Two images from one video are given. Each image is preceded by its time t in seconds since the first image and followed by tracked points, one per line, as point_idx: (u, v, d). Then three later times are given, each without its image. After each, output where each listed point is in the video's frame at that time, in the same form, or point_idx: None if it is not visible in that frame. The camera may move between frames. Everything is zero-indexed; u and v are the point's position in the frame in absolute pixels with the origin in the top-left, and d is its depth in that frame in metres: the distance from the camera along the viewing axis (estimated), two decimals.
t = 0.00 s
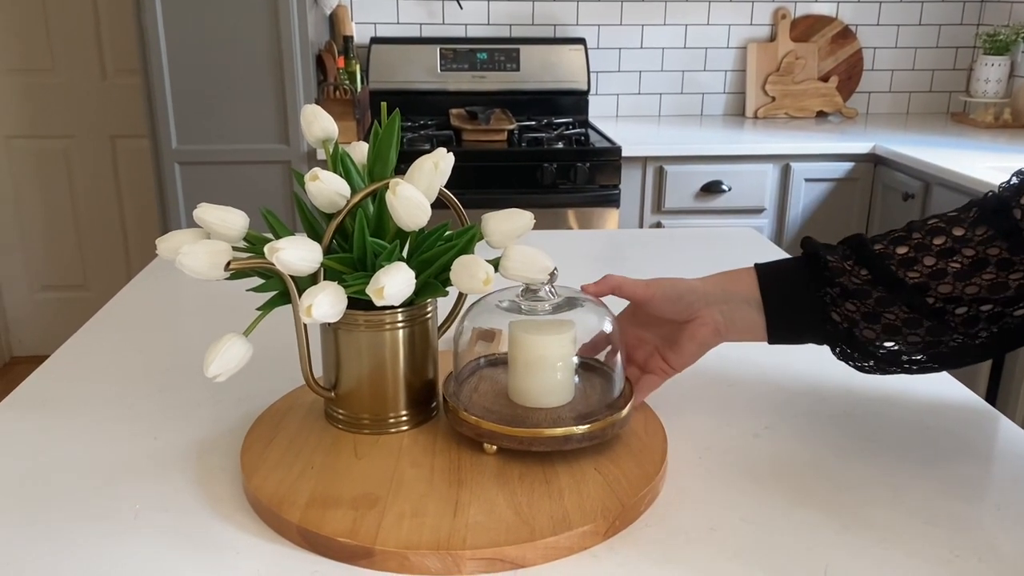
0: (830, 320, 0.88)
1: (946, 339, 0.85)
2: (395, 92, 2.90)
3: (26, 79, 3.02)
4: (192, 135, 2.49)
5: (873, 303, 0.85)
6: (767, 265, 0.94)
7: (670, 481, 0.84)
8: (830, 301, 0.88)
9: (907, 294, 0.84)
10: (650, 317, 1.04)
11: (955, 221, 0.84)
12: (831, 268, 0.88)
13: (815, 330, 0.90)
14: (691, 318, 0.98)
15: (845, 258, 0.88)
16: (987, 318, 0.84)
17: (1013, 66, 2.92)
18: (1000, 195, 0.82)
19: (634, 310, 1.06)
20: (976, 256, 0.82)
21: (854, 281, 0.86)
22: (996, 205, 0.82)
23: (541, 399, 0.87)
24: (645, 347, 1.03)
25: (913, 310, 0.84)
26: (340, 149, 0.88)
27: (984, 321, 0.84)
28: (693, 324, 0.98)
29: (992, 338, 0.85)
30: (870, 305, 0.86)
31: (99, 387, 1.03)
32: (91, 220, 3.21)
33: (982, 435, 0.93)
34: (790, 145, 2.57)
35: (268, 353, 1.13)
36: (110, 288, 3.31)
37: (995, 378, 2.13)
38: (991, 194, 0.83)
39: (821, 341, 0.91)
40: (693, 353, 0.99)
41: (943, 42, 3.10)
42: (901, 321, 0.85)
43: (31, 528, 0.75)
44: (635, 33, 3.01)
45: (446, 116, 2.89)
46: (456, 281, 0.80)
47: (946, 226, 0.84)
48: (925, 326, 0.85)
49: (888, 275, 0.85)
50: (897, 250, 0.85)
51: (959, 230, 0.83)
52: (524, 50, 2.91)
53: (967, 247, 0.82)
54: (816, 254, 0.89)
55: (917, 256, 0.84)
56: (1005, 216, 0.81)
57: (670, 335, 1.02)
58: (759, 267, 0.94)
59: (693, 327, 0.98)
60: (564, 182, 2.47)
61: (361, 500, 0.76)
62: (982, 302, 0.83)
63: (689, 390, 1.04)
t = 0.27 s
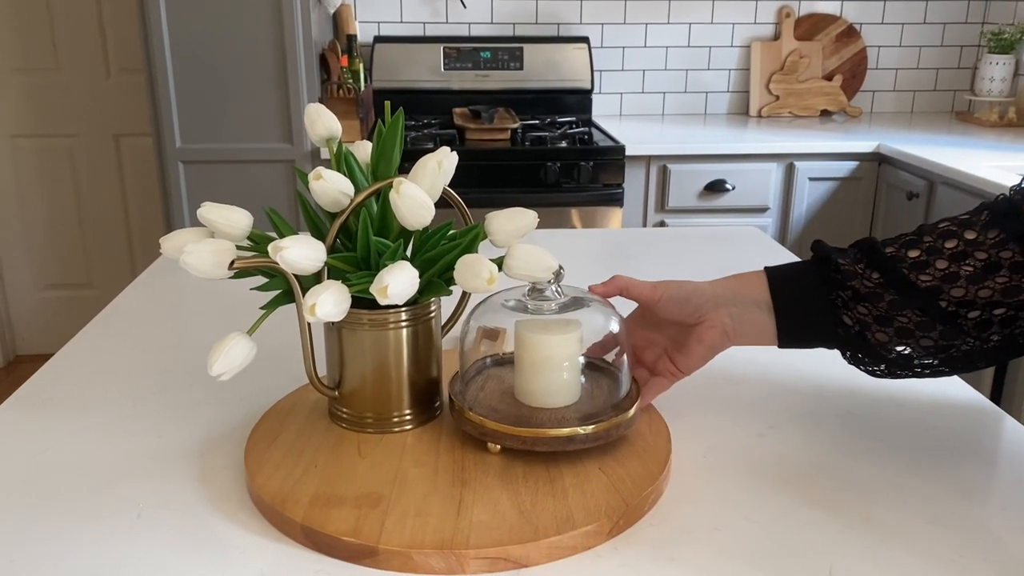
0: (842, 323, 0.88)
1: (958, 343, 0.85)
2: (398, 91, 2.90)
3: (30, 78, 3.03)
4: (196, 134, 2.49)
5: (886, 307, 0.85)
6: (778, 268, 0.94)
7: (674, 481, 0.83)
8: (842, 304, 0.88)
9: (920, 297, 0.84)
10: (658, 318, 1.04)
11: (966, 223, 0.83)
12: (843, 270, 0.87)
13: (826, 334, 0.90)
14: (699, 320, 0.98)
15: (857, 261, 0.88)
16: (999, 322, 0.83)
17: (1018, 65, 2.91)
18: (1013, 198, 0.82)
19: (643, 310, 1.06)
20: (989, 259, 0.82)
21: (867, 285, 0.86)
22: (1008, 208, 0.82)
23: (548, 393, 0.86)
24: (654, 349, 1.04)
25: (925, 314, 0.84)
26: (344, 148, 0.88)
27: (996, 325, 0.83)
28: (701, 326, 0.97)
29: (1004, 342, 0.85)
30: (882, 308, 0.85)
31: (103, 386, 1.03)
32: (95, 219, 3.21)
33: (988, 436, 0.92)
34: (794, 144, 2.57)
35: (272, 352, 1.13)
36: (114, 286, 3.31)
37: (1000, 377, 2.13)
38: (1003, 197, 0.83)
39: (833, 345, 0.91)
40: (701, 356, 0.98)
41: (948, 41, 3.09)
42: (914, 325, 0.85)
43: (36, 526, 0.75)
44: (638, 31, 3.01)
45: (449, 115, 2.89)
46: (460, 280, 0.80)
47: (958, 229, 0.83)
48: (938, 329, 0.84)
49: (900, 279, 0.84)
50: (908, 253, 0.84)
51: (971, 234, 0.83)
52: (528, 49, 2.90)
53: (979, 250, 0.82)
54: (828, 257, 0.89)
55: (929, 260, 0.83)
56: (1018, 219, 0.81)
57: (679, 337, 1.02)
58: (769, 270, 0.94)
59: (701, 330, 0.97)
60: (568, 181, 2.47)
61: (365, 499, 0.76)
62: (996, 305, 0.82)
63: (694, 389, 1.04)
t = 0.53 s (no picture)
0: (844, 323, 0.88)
1: (961, 343, 0.84)
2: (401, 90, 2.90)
3: (34, 77, 3.03)
4: (199, 134, 2.50)
5: (888, 306, 0.85)
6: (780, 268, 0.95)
7: (677, 480, 0.83)
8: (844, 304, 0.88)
9: (922, 297, 0.84)
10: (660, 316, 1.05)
11: (969, 223, 0.83)
12: (845, 269, 0.87)
13: (828, 333, 0.90)
14: (700, 319, 0.98)
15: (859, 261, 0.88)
16: (1003, 322, 0.82)
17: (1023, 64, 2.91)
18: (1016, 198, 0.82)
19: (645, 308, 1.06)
20: (991, 258, 0.81)
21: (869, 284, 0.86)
22: (1011, 207, 0.81)
23: (551, 391, 0.86)
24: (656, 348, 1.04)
25: (928, 314, 0.84)
26: (347, 148, 0.88)
27: (999, 325, 0.83)
28: (702, 326, 0.98)
29: (1008, 343, 0.84)
30: (884, 308, 0.85)
31: (107, 385, 1.03)
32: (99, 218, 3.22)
33: (993, 435, 0.92)
34: (798, 143, 2.56)
35: (275, 351, 1.13)
36: (117, 285, 3.32)
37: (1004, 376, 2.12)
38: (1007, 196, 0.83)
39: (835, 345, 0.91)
40: (703, 355, 0.98)
41: (952, 39, 3.08)
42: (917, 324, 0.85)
43: (39, 525, 0.76)
44: (642, 30, 3.00)
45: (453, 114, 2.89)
46: (463, 280, 0.80)
47: (961, 229, 0.83)
48: (941, 329, 0.84)
49: (902, 278, 0.84)
50: (911, 252, 0.84)
51: (974, 233, 0.82)
52: (531, 48, 2.90)
53: (982, 249, 0.82)
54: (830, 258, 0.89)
55: (931, 259, 0.83)
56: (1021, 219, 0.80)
57: (681, 337, 1.02)
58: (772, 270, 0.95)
59: (702, 329, 0.97)
60: (571, 180, 2.47)
61: (368, 498, 0.76)
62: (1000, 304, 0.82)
63: (697, 389, 1.04)
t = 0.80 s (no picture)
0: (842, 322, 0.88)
1: (960, 340, 0.85)
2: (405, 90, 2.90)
3: (38, 77, 3.04)
4: (202, 133, 2.50)
5: (887, 304, 0.85)
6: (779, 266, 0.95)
7: (680, 479, 0.83)
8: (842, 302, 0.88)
9: (920, 294, 0.84)
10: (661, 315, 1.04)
11: (968, 221, 0.83)
12: (843, 268, 0.87)
13: (827, 332, 0.90)
14: (701, 317, 0.98)
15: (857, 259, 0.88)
16: (1002, 317, 0.83)
17: None
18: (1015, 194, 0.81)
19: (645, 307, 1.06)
20: (990, 255, 0.81)
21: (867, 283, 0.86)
22: (1011, 204, 0.81)
23: (553, 388, 0.86)
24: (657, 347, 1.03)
25: (926, 311, 0.84)
26: (350, 147, 0.88)
27: (999, 321, 0.83)
28: (702, 324, 0.97)
29: (1007, 339, 0.84)
30: (882, 305, 0.85)
31: (111, 384, 1.03)
32: (103, 217, 3.22)
33: (996, 435, 0.92)
34: (801, 142, 2.56)
35: (278, 350, 1.13)
36: (120, 285, 3.32)
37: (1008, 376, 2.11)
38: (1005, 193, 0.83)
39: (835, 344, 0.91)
40: (703, 353, 0.97)
41: (955, 38, 3.08)
42: (915, 322, 0.85)
43: (44, 523, 0.76)
44: (645, 29, 3.00)
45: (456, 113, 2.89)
46: (465, 279, 0.80)
47: (960, 226, 0.83)
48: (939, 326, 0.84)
49: (900, 276, 0.84)
50: (909, 250, 0.84)
51: (973, 231, 0.82)
52: (535, 47, 2.90)
53: (980, 246, 0.82)
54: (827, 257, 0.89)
55: (930, 256, 0.83)
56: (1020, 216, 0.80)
57: (681, 336, 1.02)
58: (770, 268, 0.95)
59: (702, 327, 0.97)
60: (573, 179, 2.46)
61: (371, 497, 0.76)
62: (998, 301, 0.82)
63: (700, 388, 1.04)
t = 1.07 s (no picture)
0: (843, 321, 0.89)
1: (963, 340, 0.85)
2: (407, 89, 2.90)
3: (42, 77, 3.04)
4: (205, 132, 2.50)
5: (888, 304, 0.85)
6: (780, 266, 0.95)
7: (682, 479, 0.83)
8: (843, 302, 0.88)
9: (922, 294, 0.83)
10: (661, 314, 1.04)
11: (971, 220, 0.82)
12: (845, 268, 0.87)
13: (829, 331, 0.91)
14: (702, 317, 0.98)
15: (859, 259, 0.87)
16: (1004, 317, 0.83)
17: None
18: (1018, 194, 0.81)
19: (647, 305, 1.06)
20: (993, 255, 0.81)
21: (869, 282, 0.86)
22: (1014, 204, 0.81)
23: (555, 388, 0.86)
24: (659, 345, 1.04)
25: (928, 310, 0.84)
26: (353, 147, 0.88)
27: (1002, 321, 0.83)
28: (704, 323, 0.98)
29: (1010, 338, 0.84)
30: (884, 305, 0.85)
31: (114, 383, 1.03)
32: (106, 217, 3.23)
33: (999, 434, 0.92)
34: (804, 142, 2.56)
35: (280, 350, 1.13)
36: (123, 284, 3.33)
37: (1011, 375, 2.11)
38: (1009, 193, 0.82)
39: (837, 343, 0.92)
40: (705, 352, 0.98)
41: (958, 38, 3.07)
42: (917, 322, 0.85)
43: (47, 522, 0.76)
44: (648, 29, 3.00)
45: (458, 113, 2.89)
46: (469, 278, 0.80)
47: (963, 226, 0.83)
48: (942, 325, 0.84)
49: (902, 275, 0.84)
50: (911, 251, 0.84)
51: (976, 231, 0.82)
52: (537, 47, 2.90)
53: (982, 246, 0.81)
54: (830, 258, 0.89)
55: (932, 256, 0.83)
56: None
57: (683, 335, 1.02)
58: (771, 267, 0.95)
59: (704, 327, 0.97)
60: (576, 179, 2.46)
61: (374, 496, 0.77)
62: (1000, 300, 0.82)
63: (702, 388, 1.04)
